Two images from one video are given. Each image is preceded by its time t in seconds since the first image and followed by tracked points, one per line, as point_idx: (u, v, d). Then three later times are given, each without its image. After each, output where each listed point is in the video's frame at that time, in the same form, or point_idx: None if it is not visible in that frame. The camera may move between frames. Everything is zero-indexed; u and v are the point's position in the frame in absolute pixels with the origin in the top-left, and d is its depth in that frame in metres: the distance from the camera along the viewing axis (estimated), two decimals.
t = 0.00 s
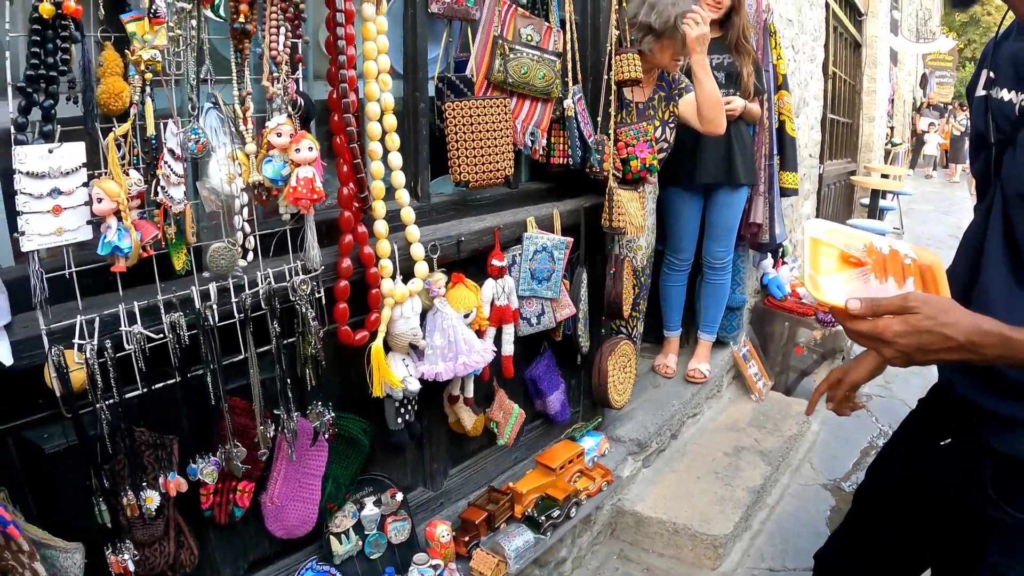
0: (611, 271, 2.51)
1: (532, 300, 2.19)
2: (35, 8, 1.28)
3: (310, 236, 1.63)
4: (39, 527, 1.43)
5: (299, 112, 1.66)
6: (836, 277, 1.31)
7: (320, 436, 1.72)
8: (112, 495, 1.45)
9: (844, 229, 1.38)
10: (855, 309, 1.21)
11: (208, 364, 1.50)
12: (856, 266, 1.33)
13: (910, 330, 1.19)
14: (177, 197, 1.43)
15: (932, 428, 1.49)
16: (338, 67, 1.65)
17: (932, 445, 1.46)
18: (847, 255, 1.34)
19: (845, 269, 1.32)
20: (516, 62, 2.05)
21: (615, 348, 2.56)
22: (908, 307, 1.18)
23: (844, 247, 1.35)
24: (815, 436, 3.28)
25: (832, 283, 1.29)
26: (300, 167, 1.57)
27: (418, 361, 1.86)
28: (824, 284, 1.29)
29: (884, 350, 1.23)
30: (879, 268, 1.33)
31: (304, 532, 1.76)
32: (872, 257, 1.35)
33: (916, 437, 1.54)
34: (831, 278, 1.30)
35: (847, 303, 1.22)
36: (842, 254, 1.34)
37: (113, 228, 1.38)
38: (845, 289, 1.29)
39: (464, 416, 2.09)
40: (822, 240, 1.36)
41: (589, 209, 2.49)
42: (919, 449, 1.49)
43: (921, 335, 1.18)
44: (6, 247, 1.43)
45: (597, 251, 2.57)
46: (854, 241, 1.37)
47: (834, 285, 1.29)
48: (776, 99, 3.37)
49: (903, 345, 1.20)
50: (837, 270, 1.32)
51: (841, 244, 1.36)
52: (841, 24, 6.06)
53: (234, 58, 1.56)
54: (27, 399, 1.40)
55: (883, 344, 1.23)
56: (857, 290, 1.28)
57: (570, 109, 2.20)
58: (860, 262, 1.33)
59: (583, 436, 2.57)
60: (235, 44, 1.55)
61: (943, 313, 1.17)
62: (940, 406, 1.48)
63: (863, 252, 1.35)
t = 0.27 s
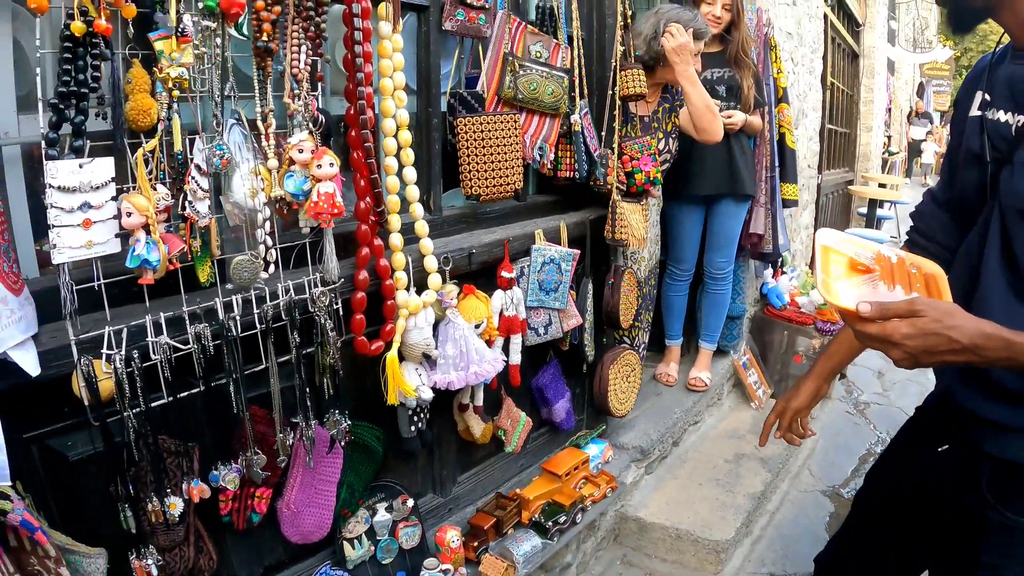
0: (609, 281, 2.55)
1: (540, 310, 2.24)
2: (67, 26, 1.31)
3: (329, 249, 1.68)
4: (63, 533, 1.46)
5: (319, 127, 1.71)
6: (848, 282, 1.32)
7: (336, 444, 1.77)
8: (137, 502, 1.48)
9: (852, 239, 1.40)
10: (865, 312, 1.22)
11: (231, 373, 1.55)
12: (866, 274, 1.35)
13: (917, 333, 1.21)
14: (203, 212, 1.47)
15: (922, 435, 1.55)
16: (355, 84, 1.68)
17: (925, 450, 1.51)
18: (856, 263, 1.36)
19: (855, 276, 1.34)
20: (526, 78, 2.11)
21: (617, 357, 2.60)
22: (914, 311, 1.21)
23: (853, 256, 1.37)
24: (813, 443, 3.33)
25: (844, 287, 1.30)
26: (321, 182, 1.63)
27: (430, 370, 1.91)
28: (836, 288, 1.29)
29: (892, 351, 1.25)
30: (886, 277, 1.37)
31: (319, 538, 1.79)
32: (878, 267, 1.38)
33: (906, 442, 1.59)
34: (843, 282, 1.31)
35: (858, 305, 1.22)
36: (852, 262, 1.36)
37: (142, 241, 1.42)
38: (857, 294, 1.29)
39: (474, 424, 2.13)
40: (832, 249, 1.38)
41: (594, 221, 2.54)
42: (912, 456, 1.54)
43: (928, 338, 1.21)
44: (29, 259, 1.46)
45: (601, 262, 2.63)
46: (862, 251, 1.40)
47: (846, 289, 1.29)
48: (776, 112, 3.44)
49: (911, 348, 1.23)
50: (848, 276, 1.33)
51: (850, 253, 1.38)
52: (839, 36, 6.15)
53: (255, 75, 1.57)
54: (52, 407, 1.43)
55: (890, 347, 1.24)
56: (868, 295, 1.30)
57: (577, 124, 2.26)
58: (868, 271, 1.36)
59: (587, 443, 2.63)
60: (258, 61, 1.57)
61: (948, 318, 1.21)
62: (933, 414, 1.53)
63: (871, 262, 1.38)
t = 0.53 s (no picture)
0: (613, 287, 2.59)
1: (546, 316, 2.27)
2: (91, 35, 1.33)
3: (342, 255, 1.71)
4: (79, 534, 1.48)
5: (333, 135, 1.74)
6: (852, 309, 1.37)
7: (348, 446, 1.81)
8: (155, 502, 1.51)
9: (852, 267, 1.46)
10: (872, 339, 1.26)
11: (248, 376, 1.58)
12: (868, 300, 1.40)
13: (921, 353, 1.25)
14: (222, 218, 1.51)
15: (916, 438, 1.58)
16: (369, 93, 1.71)
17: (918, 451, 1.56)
18: (857, 289, 1.41)
19: (859, 302, 1.39)
20: (534, 88, 2.14)
21: (621, 362, 2.65)
22: (920, 334, 1.25)
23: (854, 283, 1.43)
24: (813, 449, 3.37)
25: (849, 315, 1.34)
26: (336, 190, 1.67)
27: (440, 374, 1.94)
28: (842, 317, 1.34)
29: (899, 372, 1.28)
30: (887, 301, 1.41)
31: (329, 539, 1.82)
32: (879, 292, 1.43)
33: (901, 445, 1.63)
34: (847, 310, 1.36)
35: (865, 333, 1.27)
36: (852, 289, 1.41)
37: (163, 246, 1.45)
38: (863, 321, 1.34)
39: (480, 428, 2.17)
40: (833, 277, 1.43)
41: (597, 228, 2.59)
42: (906, 457, 1.58)
43: (931, 357, 1.24)
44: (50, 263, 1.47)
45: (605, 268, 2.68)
46: (862, 278, 1.45)
47: (851, 317, 1.34)
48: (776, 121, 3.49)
49: (914, 368, 1.26)
50: (852, 303, 1.38)
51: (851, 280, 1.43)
52: (837, 44, 6.23)
53: (273, 84, 1.63)
54: (71, 409, 1.46)
55: (897, 369, 1.27)
56: (872, 321, 1.34)
57: (582, 134, 2.30)
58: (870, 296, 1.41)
59: (591, 448, 2.67)
60: (275, 71, 1.61)
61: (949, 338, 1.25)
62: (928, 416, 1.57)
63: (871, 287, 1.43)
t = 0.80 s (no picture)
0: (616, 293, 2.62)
1: (548, 321, 2.31)
2: (109, 45, 1.35)
3: (350, 261, 1.75)
4: (91, 534, 1.50)
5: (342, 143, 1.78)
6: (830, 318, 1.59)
7: (355, 449, 1.84)
8: (167, 503, 1.53)
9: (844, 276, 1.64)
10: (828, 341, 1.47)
11: (258, 379, 1.62)
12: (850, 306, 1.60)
13: (869, 350, 1.42)
14: (234, 224, 1.53)
15: (905, 439, 1.62)
16: (377, 102, 1.74)
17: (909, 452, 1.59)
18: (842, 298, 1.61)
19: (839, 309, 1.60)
20: (537, 97, 2.19)
21: (622, 366, 2.68)
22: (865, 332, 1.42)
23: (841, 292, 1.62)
24: (812, 453, 3.40)
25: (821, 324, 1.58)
26: (345, 197, 1.71)
27: (444, 378, 1.97)
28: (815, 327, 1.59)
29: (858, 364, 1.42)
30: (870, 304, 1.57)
31: (335, 540, 1.85)
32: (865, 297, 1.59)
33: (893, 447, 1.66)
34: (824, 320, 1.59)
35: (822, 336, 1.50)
36: (838, 301, 1.61)
37: (177, 252, 1.49)
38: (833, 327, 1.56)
39: (484, 431, 2.20)
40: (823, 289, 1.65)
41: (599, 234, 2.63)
42: (897, 459, 1.62)
43: (876, 353, 1.41)
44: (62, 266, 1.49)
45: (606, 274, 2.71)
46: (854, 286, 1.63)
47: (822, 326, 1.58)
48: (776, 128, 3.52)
49: (864, 362, 1.43)
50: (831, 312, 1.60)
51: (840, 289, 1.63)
52: (837, 50, 6.28)
53: (284, 93, 1.66)
54: (83, 411, 1.48)
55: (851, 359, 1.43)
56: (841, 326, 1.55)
57: (584, 142, 2.34)
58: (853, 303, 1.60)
59: (592, 451, 2.70)
60: (286, 81, 1.65)
61: (897, 337, 1.39)
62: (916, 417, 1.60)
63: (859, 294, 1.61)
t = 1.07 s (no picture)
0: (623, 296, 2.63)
1: (553, 323, 2.32)
2: (120, 50, 1.36)
3: (357, 264, 1.76)
4: (99, 533, 1.52)
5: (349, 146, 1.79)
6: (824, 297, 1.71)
7: (360, 450, 1.85)
8: (174, 503, 1.55)
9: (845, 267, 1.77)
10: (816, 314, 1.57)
11: (265, 381, 1.63)
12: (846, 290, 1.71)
13: (846, 327, 1.47)
14: (242, 227, 1.54)
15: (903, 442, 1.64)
16: (383, 106, 1.77)
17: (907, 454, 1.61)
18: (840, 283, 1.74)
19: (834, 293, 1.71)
20: (542, 101, 2.20)
21: (628, 369, 2.69)
22: (843, 310, 1.49)
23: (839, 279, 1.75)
24: (815, 456, 3.40)
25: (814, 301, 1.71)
26: (352, 201, 1.71)
27: (450, 380, 1.98)
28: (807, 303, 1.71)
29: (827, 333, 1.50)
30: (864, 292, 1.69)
31: (340, 541, 1.86)
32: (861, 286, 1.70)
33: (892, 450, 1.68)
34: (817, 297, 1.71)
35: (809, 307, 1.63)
36: (835, 284, 1.74)
37: (186, 254, 1.50)
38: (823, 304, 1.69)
39: (488, 433, 2.21)
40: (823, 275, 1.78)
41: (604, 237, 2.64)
42: (895, 460, 1.64)
43: (852, 330, 1.46)
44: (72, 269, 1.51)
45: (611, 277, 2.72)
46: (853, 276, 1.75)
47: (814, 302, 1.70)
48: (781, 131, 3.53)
49: (842, 339, 1.49)
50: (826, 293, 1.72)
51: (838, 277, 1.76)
52: (842, 53, 6.28)
53: (292, 97, 1.67)
54: (92, 412, 1.50)
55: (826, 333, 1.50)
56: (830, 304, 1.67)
57: (589, 145, 2.35)
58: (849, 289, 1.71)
59: (596, 453, 2.71)
60: (293, 85, 1.66)
61: (872, 313, 1.45)
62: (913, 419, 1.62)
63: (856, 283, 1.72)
